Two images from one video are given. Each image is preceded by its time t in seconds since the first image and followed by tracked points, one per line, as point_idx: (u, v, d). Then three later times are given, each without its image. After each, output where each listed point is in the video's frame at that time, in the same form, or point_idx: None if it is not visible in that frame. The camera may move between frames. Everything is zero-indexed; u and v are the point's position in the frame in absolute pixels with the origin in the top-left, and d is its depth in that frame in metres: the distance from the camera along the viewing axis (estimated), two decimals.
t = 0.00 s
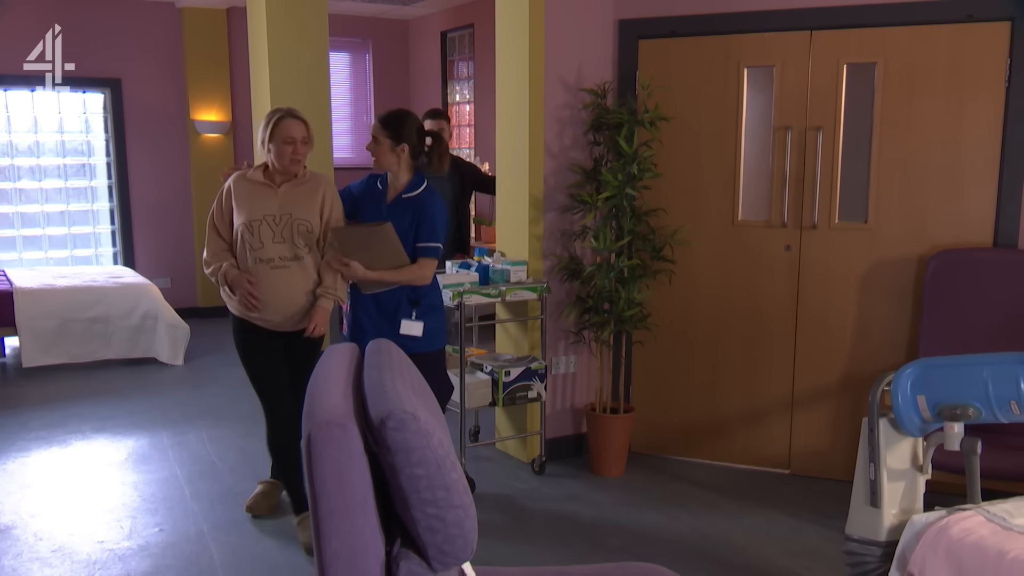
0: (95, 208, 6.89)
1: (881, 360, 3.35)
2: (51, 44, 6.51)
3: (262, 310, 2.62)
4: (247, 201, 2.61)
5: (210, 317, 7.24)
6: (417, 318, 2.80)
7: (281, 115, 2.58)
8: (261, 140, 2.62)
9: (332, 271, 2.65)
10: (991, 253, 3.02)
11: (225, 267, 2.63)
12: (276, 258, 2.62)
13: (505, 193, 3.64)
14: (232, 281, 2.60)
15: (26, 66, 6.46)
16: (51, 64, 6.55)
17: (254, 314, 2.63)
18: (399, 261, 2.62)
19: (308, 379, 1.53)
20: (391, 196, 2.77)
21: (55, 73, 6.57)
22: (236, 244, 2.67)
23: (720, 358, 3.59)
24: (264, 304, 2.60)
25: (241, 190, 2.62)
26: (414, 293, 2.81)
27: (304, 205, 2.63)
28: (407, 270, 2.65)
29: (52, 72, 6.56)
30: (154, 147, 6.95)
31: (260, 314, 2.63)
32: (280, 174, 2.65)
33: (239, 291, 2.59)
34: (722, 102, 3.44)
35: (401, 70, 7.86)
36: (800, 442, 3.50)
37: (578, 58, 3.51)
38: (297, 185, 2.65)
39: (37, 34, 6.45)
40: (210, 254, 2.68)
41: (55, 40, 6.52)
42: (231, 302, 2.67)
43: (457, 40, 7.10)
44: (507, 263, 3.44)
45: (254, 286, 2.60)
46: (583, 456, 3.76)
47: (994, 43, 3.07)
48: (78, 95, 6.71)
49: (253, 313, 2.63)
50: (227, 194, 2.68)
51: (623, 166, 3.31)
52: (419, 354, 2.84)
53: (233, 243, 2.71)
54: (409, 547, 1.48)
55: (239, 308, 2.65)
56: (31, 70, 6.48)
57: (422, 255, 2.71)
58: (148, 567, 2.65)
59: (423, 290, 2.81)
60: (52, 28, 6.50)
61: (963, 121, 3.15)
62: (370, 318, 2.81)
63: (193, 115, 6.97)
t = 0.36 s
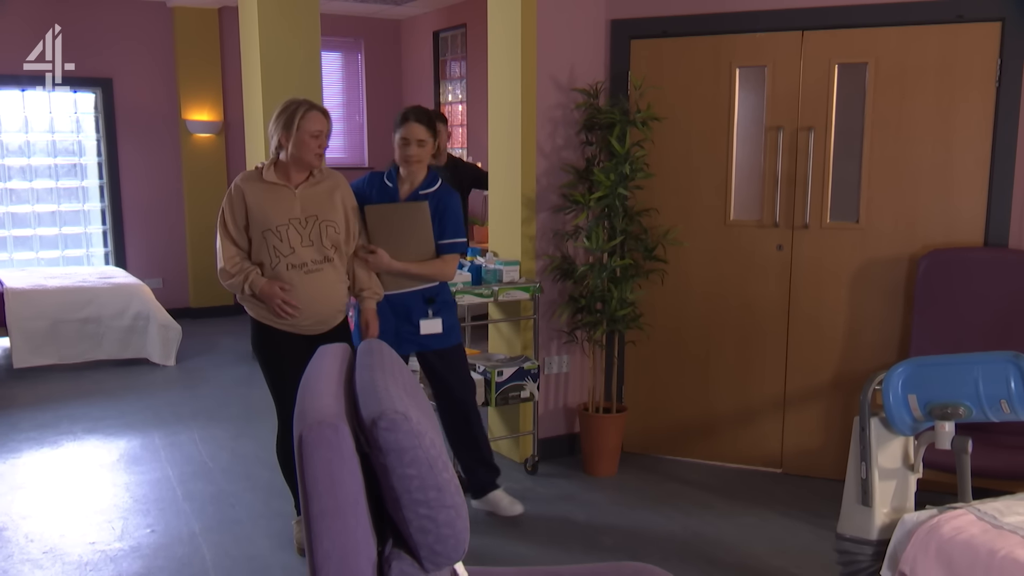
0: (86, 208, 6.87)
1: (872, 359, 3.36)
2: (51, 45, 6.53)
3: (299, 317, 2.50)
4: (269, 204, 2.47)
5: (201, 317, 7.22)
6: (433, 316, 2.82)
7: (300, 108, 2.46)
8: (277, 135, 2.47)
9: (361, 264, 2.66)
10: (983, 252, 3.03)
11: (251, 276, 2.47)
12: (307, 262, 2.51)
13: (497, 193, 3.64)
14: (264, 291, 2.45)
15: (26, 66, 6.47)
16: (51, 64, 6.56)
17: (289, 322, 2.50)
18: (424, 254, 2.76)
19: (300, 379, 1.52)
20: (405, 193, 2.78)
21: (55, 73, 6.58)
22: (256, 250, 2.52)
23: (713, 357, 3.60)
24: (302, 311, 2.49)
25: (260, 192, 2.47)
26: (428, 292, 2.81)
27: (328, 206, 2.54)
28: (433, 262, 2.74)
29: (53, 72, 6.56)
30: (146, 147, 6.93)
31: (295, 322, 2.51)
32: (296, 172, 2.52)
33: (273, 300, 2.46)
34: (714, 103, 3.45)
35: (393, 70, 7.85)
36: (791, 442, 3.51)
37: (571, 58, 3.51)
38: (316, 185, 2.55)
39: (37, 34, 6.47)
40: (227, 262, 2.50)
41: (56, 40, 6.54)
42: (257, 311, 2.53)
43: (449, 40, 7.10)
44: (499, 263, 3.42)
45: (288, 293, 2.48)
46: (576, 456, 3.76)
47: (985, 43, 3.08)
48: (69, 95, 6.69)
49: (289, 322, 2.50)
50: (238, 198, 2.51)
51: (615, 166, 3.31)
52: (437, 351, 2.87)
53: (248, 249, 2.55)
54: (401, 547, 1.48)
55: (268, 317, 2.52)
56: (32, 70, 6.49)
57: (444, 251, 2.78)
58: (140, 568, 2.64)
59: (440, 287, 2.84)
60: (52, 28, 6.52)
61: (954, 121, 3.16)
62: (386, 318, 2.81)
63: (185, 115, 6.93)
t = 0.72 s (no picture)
0: (75, 209, 6.84)
1: (862, 358, 3.37)
2: (51, 44, 6.54)
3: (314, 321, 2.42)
4: (291, 204, 2.40)
5: (192, 318, 7.19)
6: (485, 323, 2.83)
7: (324, 105, 2.40)
8: (301, 132, 2.42)
9: (400, 264, 2.61)
10: (972, 251, 3.04)
11: (270, 277, 2.42)
12: (325, 265, 2.42)
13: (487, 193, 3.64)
14: (282, 294, 2.39)
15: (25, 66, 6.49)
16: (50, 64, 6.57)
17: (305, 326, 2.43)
18: (469, 257, 2.82)
19: (290, 379, 1.52)
20: (454, 198, 2.83)
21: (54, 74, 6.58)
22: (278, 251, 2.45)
23: (703, 357, 3.60)
24: (319, 316, 2.41)
25: (283, 192, 2.41)
26: (479, 298, 2.86)
27: (352, 209, 2.45)
28: (479, 265, 2.79)
29: (52, 72, 6.57)
30: (135, 147, 6.90)
31: (312, 326, 2.43)
32: (321, 171, 2.45)
33: (289, 303, 2.39)
34: (704, 102, 3.45)
35: (384, 70, 7.84)
36: (781, 440, 3.52)
37: (561, 58, 3.51)
38: (340, 186, 2.47)
39: (36, 34, 6.48)
40: (248, 262, 2.45)
41: (56, 40, 6.55)
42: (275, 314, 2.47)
43: (440, 39, 7.10)
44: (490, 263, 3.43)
45: (305, 297, 2.40)
46: (567, 456, 3.76)
47: (972, 43, 3.10)
48: (57, 95, 6.66)
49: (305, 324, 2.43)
50: (262, 196, 2.45)
51: (605, 166, 3.31)
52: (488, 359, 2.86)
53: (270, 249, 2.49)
54: (391, 547, 1.48)
55: (286, 320, 2.45)
56: (32, 70, 6.51)
57: (492, 255, 2.83)
58: (129, 570, 2.63)
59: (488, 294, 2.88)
60: (52, 28, 6.53)
61: (943, 122, 3.17)
62: (439, 327, 2.81)
63: (174, 115, 6.91)
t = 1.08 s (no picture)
0: (62, 209, 6.80)
1: (850, 358, 3.38)
2: (51, 44, 6.55)
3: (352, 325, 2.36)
4: (328, 203, 2.33)
5: (180, 318, 7.16)
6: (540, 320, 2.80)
7: (364, 105, 2.33)
8: (339, 132, 2.36)
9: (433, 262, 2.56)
10: (958, 250, 3.05)
11: (307, 279, 2.37)
12: (363, 267, 2.36)
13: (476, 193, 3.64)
14: (318, 296, 2.33)
15: (27, 66, 6.50)
16: (50, 64, 6.58)
17: (342, 329, 2.37)
18: (511, 255, 2.76)
19: (277, 380, 1.52)
20: (507, 195, 2.80)
21: (54, 74, 6.59)
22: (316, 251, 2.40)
23: (693, 357, 3.61)
24: (356, 319, 2.35)
25: (320, 191, 2.34)
26: (530, 296, 2.83)
27: (391, 208, 2.38)
28: (522, 262, 2.74)
29: (52, 72, 6.58)
30: (123, 147, 6.87)
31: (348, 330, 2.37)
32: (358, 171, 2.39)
33: (326, 306, 2.33)
34: (693, 103, 3.46)
35: (373, 70, 7.83)
36: (771, 439, 3.53)
37: (549, 58, 3.51)
38: (379, 185, 2.40)
39: (37, 35, 6.49)
40: (285, 263, 2.40)
41: (55, 40, 6.57)
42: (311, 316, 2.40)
43: (429, 39, 7.09)
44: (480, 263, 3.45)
45: (342, 299, 2.34)
46: (557, 456, 3.76)
47: (959, 44, 3.11)
48: (44, 95, 6.63)
49: (342, 328, 2.37)
50: (300, 196, 2.39)
51: (595, 166, 3.32)
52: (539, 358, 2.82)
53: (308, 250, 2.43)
54: (380, 548, 1.48)
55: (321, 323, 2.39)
56: (31, 70, 6.52)
57: (539, 253, 2.78)
58: (117, 571, 2.62)
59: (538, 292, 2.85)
60: (52, 28, 6.55)
61: (930, 122, 3.19)
62: (492, 325, 2.75)
63: (162, 114, 6.88)
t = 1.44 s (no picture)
0: (50, 209, 6.77)
1: (839, 358, 3.40)
2: (51, 45, 6.57)
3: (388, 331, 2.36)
4: (370, 208, 2.32)
5: (169, 319, 7.14)
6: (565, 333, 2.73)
7: (400, 108, 2.31)
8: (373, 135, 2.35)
9: (464, 277, 2.54)
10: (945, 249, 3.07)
11: (343, 285, 2.33)
12: (404, 274, 2.37)
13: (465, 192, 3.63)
14: (355, 303, 2.31)
15: (26, 66, 6.52)
16: (51, 64, 6.59)
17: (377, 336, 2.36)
18: (539, 265, 2.67)
19: (266, 380, 1.51)
20: (538, 204, 2.77)
21: (54, 73, 6.61)
22: (350, 256, 2.37)
23: (682, 357, 3.61)
24: (394, 326, 2.35)
25: (359, 193, 2.32)
26: (558, 307, 2.75)
27: (429, 213, 2.41)
28: (550, 273, 2.66)
29: (53, 72, 6.60)
30: (111, 147, 6.85)
31: (388, 338, 2.37)
32: (393, 174, 2.38)
33: (364, 313, 2.31)
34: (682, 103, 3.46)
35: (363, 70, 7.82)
36: (760, 438, 3.54)
37: (538, 58, 3.52)
38: (416, 188, 2.41)
39: (37, 34, 6.51)
40: (317, 269, 2.34)
41: (56, 40, 6.58)
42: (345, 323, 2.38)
43: (419, 39, 7.08)
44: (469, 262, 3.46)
45: (381, 306, 2.34)
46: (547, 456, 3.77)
47: (945, 44, 3.12)
48: (31, 95, 6.60)
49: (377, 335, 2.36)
50: (336, 197, 2.35)
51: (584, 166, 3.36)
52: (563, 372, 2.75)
53: (340, 254, 2.40)
54: (368, 548, 1.48)
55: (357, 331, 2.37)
56: (31, 69, 6.53)
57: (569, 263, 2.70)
58: (105, 573, 2.61)
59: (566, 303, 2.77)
60: (52, 28, 6.56)
61: (917, 122, 3.20)
62: (517, 335, 2.70)
63: (150, 115, 6.85)
